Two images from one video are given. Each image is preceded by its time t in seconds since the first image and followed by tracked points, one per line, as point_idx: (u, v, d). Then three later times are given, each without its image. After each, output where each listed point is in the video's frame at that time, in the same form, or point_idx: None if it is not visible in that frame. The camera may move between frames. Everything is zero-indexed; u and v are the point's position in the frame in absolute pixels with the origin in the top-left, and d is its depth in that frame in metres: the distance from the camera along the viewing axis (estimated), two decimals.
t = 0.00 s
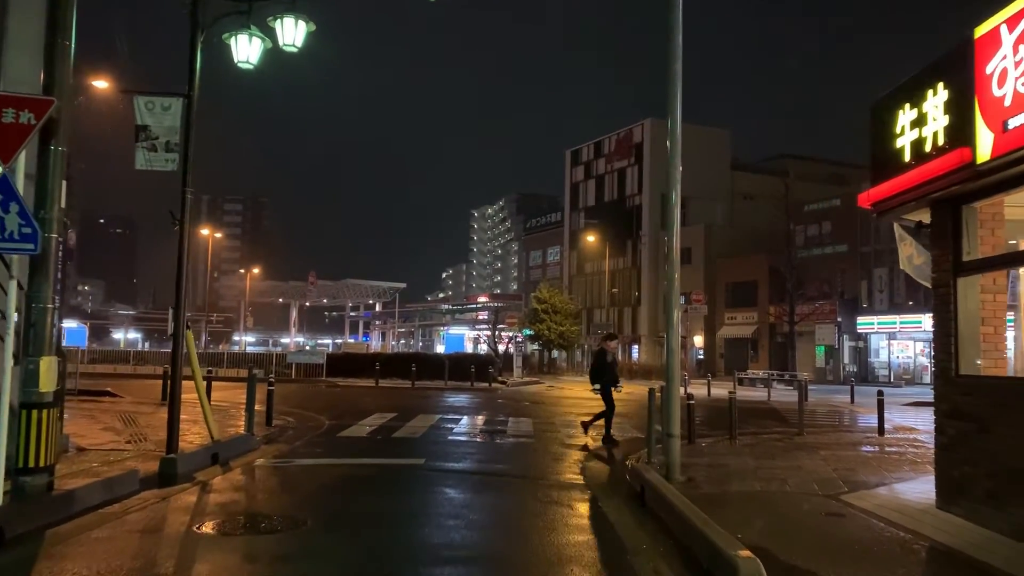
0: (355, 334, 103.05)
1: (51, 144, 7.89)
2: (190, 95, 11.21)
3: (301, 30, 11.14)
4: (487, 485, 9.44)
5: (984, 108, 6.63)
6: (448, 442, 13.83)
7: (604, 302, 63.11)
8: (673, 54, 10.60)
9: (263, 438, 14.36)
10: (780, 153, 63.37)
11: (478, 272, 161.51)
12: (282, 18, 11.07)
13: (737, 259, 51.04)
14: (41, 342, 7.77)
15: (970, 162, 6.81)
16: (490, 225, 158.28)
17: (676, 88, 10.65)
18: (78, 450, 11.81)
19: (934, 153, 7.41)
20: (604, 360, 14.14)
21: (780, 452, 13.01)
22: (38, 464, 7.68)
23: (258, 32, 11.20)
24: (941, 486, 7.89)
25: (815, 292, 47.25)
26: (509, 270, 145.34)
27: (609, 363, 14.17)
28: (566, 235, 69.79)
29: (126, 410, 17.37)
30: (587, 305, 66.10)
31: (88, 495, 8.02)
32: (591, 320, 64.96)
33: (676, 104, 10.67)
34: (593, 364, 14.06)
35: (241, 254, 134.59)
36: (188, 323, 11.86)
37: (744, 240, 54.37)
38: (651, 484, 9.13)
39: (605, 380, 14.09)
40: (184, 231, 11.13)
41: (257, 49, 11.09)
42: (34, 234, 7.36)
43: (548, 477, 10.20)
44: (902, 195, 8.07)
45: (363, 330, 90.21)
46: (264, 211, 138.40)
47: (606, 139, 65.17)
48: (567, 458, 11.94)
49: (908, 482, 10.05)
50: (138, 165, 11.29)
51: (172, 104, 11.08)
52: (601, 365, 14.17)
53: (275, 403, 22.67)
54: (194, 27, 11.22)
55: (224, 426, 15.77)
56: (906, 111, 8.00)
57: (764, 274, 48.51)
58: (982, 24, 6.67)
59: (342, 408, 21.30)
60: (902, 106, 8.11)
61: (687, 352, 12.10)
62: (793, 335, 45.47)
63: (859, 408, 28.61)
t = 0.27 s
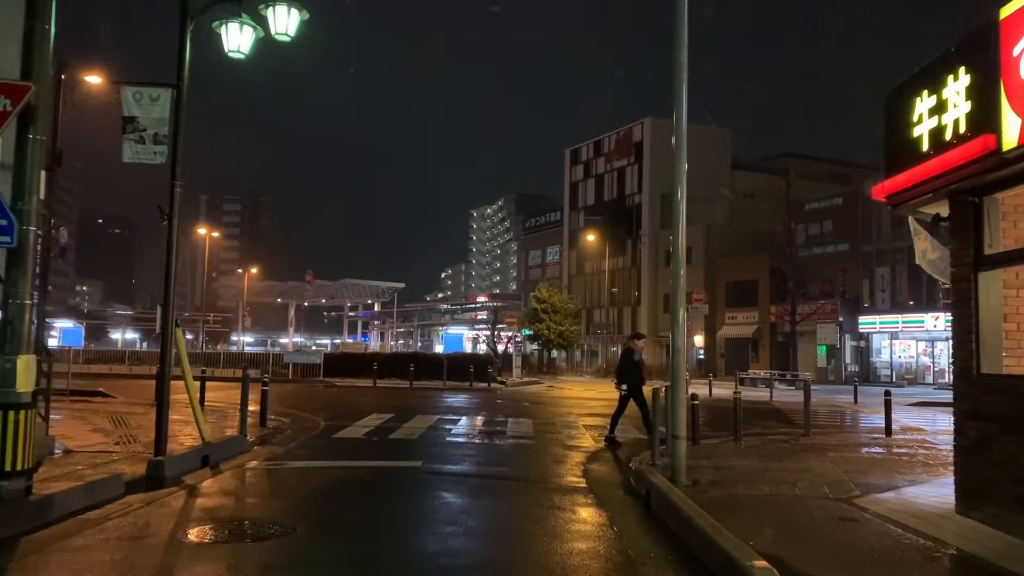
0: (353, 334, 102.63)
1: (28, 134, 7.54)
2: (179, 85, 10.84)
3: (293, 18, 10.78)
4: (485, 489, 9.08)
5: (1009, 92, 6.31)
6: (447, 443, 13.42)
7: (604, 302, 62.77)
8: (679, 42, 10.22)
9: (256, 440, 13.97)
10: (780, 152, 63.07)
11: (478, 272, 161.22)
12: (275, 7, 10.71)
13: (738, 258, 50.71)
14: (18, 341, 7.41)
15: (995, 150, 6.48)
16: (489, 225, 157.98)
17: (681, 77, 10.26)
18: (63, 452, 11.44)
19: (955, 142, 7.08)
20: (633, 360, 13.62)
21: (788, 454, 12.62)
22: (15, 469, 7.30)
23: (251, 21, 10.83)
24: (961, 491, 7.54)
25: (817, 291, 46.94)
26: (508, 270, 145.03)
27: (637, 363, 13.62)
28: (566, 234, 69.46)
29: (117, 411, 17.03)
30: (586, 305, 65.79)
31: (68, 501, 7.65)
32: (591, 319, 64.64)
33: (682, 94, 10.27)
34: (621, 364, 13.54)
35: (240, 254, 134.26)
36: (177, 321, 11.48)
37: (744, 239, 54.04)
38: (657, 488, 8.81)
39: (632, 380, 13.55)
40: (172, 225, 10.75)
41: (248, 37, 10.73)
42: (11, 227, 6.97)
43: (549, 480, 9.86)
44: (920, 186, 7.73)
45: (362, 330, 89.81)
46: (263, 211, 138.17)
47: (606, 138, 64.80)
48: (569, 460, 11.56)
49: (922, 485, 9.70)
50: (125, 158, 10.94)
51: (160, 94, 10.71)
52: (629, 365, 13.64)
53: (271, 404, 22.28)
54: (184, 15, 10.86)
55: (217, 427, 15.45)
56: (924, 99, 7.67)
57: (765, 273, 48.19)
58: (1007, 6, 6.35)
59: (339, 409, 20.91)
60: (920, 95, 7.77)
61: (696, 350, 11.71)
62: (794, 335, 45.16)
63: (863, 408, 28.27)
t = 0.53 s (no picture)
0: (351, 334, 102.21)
1: None
2: (164, 77, 10.46)
3: (283, 7, 10.39)
4: (480, 497, 8.67)
5: None
6: (443, 447, 13.01)
7: (603, 302, 62.41)
8: (682, 32, 9.85)
9: (246, 444, 13.60)
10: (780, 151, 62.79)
11: (477, 272, 160.85)
12: None
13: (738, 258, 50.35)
14: None
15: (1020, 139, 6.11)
16: (487, 225, 157.69)
17: (684, 67, 9.87)
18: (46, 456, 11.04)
19: (976, 132, 6.71)
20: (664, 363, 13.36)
21: (794, 458, 12.24)
22: None
23: (239, 9, 10.44)
24: (983, 500, 7.17)
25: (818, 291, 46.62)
26: (507, 270, 144.76)
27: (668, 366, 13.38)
28: (564, 234, 69.08)
29: (106, 414, 16.66)
30: (585, 305, 65.44)
31: (42, 510, 7.26)
32: (590, 320, 64.31)
33: (685, 84, 9.87)
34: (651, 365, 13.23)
35: (238, 254, 133.91)
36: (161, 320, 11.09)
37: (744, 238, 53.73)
38: (661, 496, 8.43)
39: (662, 384, 13.28)
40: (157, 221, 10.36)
41: (237, 28, 10.35)
42: None
43: (548, 486, 9.48)
44: (937, 179, 7.35)
45: (359, 330, 89.37)
46: (262, 212, 137.92)
47: (605, 137, 64.43)
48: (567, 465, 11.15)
49: (936, 492, 9.33)
50: (108, 152, 10.56)
51: (145, 86, 10.33)
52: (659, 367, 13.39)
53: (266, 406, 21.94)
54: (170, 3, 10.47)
55: (207, 429, 15.05)
56: (943, 87, 7.30)
57: (765, 273, 47.87)
58: None
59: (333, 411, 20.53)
60: (938, 82, 7.41)
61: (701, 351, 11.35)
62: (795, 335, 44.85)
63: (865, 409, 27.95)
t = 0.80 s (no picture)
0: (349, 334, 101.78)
1: None
2: (152, 64, 10.10)
3: None
4: (481, 501, 8.28)
5: None
6: (442, 449, 12.64)
7: (603, 301, 62.06)
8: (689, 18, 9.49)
9: (239, 445, 13.23)
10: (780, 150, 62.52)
11: (476, 272, 160.42)
12: None
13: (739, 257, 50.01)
14: None
15: None
16: (487, 224, 157.28)
17: (692, 55, 9.52)
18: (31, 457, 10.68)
19: (1004, 118, 6.39)
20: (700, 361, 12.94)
21: (802, 459, 11.88)
22: None
23: None
24: (1007, 504, 6.85)
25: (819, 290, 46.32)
26: (506, 270, 144.39)
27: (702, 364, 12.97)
28: (564, 233, 68.73)
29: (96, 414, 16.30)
30: (585, 304, 65.11)
31: (21, 514, 6.92)
32: (589, 319, 63.97)
33: (694, 72, 9.50)
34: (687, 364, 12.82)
35: (236, 253, 133.56)
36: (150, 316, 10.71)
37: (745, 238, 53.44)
38: (669, 500, 8.07)
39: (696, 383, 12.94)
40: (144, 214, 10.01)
41: (227, 14, 9.99)
42: None
43: (551, 489, 9.12)
44: (960, 166, 7.03)
45: (358, 330, 88.96)
46: (260, 211, 137.58)
47: (604, 135, 64.09)
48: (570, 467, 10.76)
49: (953, 495, 8.99)
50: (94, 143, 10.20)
51: (132, 74, 9.98)
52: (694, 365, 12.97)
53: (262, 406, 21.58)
54: None
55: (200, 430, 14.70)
56: (965, 72, 6.98)
57: (766, 271, 47.57)
58: None
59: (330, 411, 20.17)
60: (960, 66, 7.09)
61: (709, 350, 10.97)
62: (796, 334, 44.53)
63: (869, 409, 27.65)
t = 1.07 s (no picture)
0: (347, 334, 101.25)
1: None
2: (139, 54, 9.69)
3: None
4: (481, 512, 7.89)
5: None
6: (440, 453, 12.25)
7: (603, 301, 61.69)
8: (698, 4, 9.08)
9: (232, 449, 12.84)
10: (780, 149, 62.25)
11: (475, 272, 160.09)
12: None
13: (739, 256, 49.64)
14: None
15: None
16: (485, 224, 157.10)
17: (699, 46, 9.12)
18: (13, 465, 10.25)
19: None
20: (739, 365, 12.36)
21: (811, 463, 11.51)
22: None
23: None
24: None
25: (820, 290, 46.01)
26: (505, 269, 144.14)
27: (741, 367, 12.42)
28: (563, 233, 68.38)
29: (84, 418, 15.88)
30: (584, 304, 64.76)
31: None
32: (589, 319, 63.63)
33: (702, 61, 9.10)
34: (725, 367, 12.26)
35: (234, 254, 133.24)
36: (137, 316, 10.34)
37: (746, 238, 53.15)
38: (678, 510, 7.67)
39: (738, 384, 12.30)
40: (130, 212, 9.59)
41: (217, 2, 9.58)
42: None
43: (552, 498, 8.71)
44: (987, 158, 6.69)
45: (356, 330, 88.51)
46: (258, 211, 137.31)
47: (604, 134, 63.72)
48: (574, 473, 10.38)
49: (974, 502, 8.62)
50: (79, 138, 9.80)
51: (118, 65, 9.58)
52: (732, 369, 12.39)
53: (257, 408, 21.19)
54: None
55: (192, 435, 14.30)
56: (993, 58, 6.66)
57: (767, 271, 47.25)
58: None
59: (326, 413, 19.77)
60: (990, 51, 6.75)
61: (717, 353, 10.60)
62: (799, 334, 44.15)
63: (872, 409, 27.35)
